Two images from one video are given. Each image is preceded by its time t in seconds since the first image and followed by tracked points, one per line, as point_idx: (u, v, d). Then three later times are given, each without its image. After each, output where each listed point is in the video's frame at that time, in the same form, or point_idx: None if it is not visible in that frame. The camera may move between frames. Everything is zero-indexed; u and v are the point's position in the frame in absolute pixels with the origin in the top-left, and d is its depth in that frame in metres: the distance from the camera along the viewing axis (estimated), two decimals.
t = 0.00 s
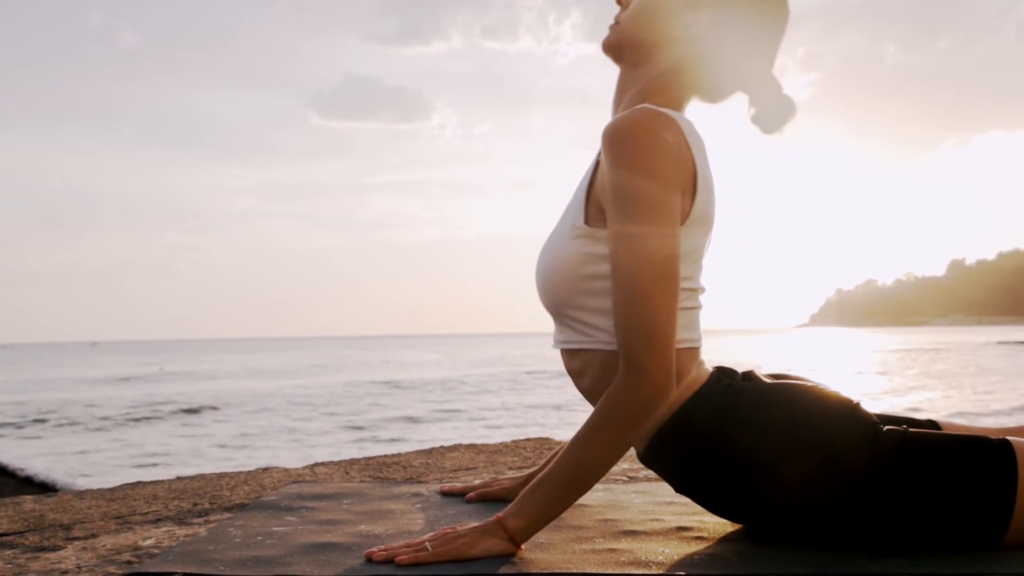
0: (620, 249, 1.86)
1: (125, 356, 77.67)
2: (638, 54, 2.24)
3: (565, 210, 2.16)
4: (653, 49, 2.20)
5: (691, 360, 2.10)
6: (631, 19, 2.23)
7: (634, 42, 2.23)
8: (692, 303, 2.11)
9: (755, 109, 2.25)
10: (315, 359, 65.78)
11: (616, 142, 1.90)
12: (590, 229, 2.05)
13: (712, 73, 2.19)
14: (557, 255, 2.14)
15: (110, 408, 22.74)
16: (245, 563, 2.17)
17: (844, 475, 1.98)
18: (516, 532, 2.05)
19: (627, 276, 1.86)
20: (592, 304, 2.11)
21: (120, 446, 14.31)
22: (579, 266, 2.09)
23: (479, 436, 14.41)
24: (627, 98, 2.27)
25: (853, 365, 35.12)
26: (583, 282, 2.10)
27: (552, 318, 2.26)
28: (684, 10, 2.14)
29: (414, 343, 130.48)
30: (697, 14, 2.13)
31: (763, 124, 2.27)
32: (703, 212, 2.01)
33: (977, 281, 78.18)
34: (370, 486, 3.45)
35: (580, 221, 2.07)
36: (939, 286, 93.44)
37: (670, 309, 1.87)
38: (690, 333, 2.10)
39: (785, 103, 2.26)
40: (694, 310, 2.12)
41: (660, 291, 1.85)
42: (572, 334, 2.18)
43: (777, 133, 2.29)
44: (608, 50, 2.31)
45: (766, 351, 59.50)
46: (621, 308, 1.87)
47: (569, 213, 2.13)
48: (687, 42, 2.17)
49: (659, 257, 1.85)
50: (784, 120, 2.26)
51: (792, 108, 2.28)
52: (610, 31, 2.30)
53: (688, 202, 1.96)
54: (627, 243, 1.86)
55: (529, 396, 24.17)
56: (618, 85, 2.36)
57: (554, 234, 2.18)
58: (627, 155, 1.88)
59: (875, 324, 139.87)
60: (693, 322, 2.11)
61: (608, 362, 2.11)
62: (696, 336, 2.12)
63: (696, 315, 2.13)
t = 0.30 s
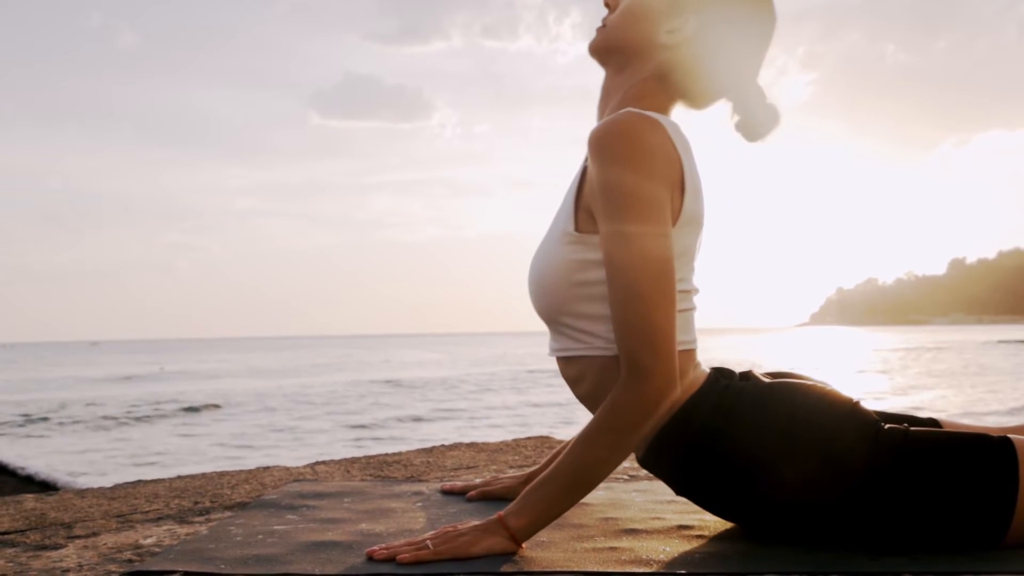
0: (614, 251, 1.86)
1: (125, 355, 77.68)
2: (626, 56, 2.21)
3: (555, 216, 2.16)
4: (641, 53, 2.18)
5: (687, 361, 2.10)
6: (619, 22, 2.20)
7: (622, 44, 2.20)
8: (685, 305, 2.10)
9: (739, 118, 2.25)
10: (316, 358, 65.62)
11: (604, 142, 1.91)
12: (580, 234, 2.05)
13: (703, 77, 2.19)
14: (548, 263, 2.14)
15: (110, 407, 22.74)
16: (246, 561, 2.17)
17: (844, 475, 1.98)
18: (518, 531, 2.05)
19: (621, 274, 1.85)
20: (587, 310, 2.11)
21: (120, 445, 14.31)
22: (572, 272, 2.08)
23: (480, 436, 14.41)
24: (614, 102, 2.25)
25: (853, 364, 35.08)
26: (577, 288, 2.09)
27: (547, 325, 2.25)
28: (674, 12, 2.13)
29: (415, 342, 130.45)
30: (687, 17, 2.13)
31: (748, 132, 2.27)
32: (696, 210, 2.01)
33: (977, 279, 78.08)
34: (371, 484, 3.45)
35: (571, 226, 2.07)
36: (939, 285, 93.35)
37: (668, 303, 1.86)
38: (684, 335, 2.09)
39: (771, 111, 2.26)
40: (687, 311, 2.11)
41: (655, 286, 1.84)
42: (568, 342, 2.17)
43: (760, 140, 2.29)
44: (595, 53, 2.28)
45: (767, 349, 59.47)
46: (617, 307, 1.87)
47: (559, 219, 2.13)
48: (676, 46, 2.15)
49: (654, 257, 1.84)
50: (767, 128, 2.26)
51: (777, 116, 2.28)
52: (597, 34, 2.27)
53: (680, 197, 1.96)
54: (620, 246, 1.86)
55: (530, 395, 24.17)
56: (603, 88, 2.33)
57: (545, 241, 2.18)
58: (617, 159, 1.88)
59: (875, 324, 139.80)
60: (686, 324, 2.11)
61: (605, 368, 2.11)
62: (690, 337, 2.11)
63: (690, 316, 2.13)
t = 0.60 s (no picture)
0: (607, 255, 1.86)
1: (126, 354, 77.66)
2: (611, 61, 2.21)
3: (546, 223, 2.16)
4: (627, 58, 2.17)
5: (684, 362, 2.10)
6: (605, 26, 2.18)
7: (607, 49, 2.18)
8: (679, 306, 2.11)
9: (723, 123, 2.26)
10: (318, 357, 65.60)
11: (591, 145, 1.91)
12: (571, 241, 2.05)
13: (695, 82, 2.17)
14: (539, 272, 2.14)
15: (111, 406, 22.75)
16: (247, 559, 2.17)
17: (846, 476, 1.98)
18: (519, 529, 2.05)
19: (615, 276, 1.85)
20: (581, 316, 2.10)
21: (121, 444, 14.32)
22: (565, 279, 2.08)
23: (480, 434, 14.40)
24: (601, 107, 2.25)
25: (854, 363, 35.02)
26: (570, 295, 2.09)
27: (542, 333, 2.24)
28: (661, 17, 2.11)
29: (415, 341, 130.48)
30: (675, 22, 2.11)
31: (732, 138, 2.28)
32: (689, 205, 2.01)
33: (977, 278, 78.06)
34: (371, 482, 3.45)
35: (561, 234, 2.07)
36: (940, 284, 93.29)
37: (665, 299, 1.85)
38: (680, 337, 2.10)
39: (756, 117, 2.26)
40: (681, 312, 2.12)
41: (650, 283, 1.83)
42: (563, 349, 2.17)
43: (744, 146, 2.31)
44: (581, 56, 2.27)
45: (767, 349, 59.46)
46: (612, 307, 1.86)
47: (549, 226, 2.13)
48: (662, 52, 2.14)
49: (650, 257, 1.84)
50: (751, 135, 2.27)
51: (762, 122, 2.28)
52: (583, 38, 2.26)
53: (670, 193, 1.96)
54: (612, 248, 1.85)
55: (530, 394, 24.18)
56: (589, 91, 2.33)
57: (536, 249, 2.18)
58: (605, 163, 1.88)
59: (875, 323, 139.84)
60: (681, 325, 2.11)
61: (601, 373, 2.10)
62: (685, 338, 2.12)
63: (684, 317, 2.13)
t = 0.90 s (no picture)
0: (599, 260, 1.85)
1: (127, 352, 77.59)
2: (596, 64, 2.21)
3: (536, 229, 2.15)
4: (612, 60, 2.17)
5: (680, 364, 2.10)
6: (591, 30, 2.19)
7: (594, 54, 2.18)
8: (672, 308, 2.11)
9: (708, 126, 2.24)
10: (319, 356, 65.59)
11: (577, 147, 1.90)
12: (560, 248, 2.05)
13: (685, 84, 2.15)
14: (531, 280, 2.13)
15: (113, 405, 22.74)
16: (247, 557, 2.17)
17: (847, 475, 1.98)
18: (520, 527, 2.05)
19: (607, 275, 1.84)
20: (574, 321, 2.09)
21: (122, 443, 14.31)
22: (556, 284, 2.08)
23: (481, 433, 14.39)
24: (587, 111, 2.25)
25: (857, 361, 34.96)
26: (562, 300, 2.08)
27: (536, 340, 2.23)
28: (646, 19, 2.10)
29: (416, 339, 130.38)
30: (661, 25, 2.10)
31: (717, 142, 2.27)
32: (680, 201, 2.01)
33: (978, 276, 77.95)
34: (372, 481, 3.45)
35: (551, 241, 2.06)
36: (941, 283, 93.18)
37: (660, 294, 1.85)
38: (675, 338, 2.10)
39: (741, 122, 2.24)
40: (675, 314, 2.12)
41: (644, 278, 1.83)
42: (558, 356, 2.16)
43: (729, 151, 2.29)
44: (567, 62, 2.26)
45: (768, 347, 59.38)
46: (609, 307, 1.86)
47: (538, 233, 2.12)
48: (647, 55, 2.13)
49: (642, 258, 1.83)
50: (736, 139, 2.26)
51: (747, 128, 2.27)
52: (568, 41, 2.26)
53: (661, 189, 1.95)
54: (603, 255, 1.85)
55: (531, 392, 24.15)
56: (575, 96, 2.32)
57: (527, 256, 2.17)
58: (592, 170, 1.87)
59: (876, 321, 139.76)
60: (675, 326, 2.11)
61: (597, 377, 2.10)
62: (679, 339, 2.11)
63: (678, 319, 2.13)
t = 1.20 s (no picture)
0: (593, 264, 1.85)
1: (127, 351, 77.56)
2: (583, 70, 2.20)
3: (528, 235, 2.15)
4: (597, 67, 2.17)
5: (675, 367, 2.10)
6: (578, 35, 2.19)
7: (580, 60, 2.19)
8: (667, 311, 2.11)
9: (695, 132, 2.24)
10: (320, 355, 65.44)
11: (566, 153, 1.89)
12: (552, 255, 2.04)
13: (686, 82, 2.13)
14: (524, 289, 2.13)
15: (113, 404, 22.72)
16: (248, 556, 2.17)
17: (847, 475, 1.98)
18: (520, 527, 2.04)
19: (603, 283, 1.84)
20: (568, 328, 2.09)
21: (122, 442, 14.30)
22: (549, 291, 2.07)
23: (482, 432, 14.39)
24: (574, 117, 2.24)
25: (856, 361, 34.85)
26: (556, 307, 2.07)
27: (531, 348, 2.23)
28: (629, 26, 2.10)
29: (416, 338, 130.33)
30: (646, 32, 2.09)
31: (705, 148, 2.26)
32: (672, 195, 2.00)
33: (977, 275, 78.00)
34: (372, 479, 3.45)
35: (542, 249, 2.06)
36: (941, 281, 93.20)
37: (655, 289, 1.85)
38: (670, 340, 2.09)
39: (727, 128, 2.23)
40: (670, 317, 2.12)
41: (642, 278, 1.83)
42: (554, 363, 2.16)
43: (717, 156, 2.28)
44: (554, 68, 2.27)
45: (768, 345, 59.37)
46: (607, 311, 1.86)
47: (530, 241, 2.12)
48: (631, 62, 2.12)
49: (635, 257, 1.83)
50: (723, 145, 2.25)
51: (734, 133, 2.26)
52: (556, 46, 2.26)
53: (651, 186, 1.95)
54: (596, 258, 1.84)
55: (531, 391, 24.16)
56: (562, 103, 2.32)
57: (519, 263, 2.17)
58: (580, 174, 1.86)
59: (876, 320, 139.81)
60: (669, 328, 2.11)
61: (594, 382, 2.10)
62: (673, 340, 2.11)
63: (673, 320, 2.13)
